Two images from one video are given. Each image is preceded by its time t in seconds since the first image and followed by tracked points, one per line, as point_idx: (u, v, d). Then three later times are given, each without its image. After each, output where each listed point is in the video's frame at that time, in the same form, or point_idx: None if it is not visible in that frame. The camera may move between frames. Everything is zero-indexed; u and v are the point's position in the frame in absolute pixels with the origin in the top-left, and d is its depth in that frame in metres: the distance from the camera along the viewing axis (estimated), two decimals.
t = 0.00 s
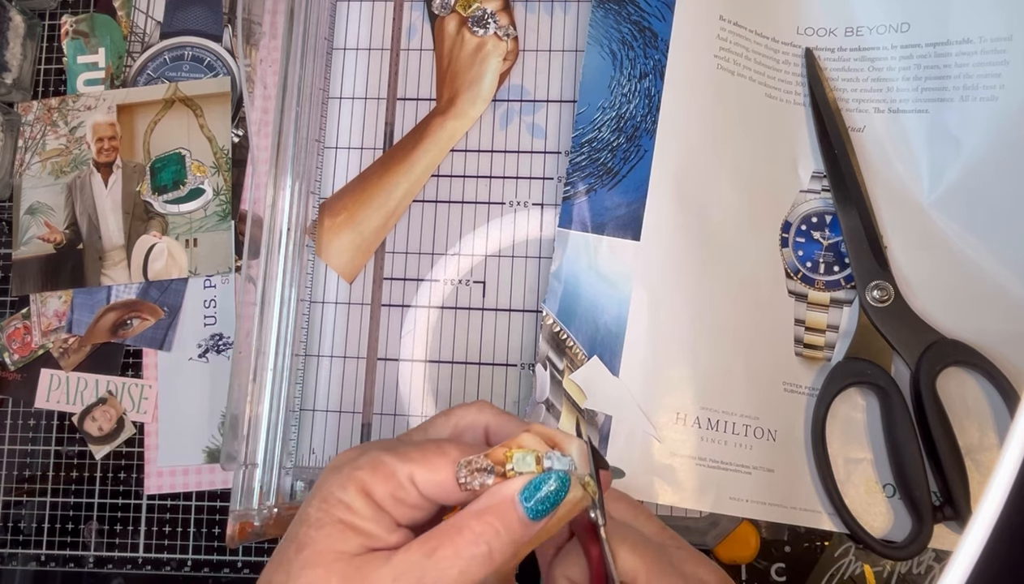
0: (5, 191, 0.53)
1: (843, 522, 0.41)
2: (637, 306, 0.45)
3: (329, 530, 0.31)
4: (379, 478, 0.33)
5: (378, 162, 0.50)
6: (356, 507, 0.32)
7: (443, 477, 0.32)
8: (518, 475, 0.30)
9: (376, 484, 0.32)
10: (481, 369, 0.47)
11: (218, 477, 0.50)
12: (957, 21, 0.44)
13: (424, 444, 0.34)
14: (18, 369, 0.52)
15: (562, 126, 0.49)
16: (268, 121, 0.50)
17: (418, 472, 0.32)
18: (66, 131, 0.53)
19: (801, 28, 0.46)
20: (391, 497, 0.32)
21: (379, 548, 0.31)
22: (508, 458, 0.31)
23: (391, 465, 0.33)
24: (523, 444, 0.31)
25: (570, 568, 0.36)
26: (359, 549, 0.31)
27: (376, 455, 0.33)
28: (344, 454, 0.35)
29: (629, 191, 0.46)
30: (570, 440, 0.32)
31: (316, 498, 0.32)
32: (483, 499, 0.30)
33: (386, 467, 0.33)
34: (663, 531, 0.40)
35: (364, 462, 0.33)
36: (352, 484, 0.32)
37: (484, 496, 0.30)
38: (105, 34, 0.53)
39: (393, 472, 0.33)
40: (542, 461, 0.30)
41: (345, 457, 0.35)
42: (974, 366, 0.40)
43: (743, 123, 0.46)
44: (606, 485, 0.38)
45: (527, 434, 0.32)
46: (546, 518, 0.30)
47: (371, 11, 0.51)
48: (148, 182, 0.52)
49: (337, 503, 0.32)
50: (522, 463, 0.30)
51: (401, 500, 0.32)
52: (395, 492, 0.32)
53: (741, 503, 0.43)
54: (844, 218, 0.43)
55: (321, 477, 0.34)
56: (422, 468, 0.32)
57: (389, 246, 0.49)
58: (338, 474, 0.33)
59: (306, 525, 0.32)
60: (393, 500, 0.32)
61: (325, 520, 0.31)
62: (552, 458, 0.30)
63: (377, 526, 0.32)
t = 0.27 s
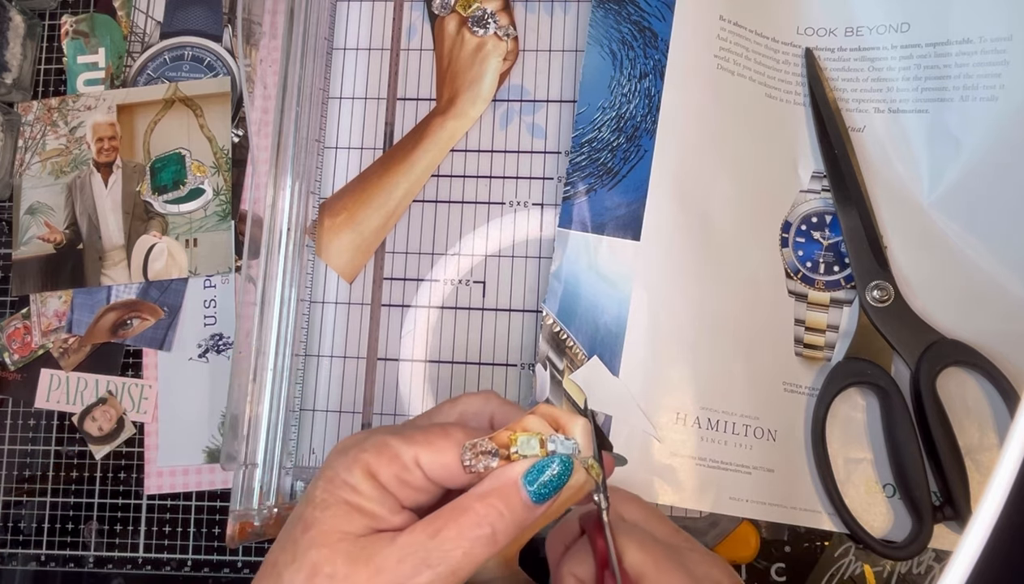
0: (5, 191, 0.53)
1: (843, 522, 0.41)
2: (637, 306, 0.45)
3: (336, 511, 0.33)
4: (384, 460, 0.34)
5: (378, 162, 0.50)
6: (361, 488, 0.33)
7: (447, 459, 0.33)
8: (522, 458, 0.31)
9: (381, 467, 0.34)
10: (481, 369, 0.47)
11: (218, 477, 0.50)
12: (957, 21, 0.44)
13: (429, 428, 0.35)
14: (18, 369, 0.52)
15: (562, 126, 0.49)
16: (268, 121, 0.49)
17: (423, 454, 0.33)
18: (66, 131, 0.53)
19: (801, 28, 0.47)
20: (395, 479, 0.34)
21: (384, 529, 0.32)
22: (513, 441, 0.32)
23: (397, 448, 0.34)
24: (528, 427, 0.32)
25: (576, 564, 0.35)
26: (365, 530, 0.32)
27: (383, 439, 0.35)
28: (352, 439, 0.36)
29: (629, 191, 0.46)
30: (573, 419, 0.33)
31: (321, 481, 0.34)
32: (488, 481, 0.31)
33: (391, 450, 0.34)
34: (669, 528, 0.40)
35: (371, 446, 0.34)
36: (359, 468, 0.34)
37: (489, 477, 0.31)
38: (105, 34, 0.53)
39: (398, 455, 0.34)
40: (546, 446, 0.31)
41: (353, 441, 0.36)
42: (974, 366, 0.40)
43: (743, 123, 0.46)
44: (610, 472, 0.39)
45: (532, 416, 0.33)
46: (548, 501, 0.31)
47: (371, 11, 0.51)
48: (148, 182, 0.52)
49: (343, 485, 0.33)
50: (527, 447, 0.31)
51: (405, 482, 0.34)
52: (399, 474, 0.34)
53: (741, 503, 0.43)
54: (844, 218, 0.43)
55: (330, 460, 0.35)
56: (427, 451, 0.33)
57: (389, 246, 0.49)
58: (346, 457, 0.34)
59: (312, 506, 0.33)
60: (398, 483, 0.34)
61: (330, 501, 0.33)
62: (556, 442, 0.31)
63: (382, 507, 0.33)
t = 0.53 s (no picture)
0: (5, 191, 0.53)
1: (843, 522, 0.41)
2: (637, 306, 0.45)
3: (370, 500, 0.31)
4: (421, 454, 0.32)
5: (378, 162, 0.50)
6: (395, 480, 0.32)
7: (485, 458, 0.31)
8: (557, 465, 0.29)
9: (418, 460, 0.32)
10: (481, 369, 0.47)
11: (218, 477, 0.50)
12: (957, 21, 0.44)
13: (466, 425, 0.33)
14: (18, 369, 0.52)
15: (562, 126, 0.49)
16: (268, 120, 0.49)
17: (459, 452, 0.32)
18: (66, 131, 0.53)
19: (801, 28, 0.46)
20: (430, 474, 0.32)
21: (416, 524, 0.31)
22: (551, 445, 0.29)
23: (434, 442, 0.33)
24: (564, 434, 0.30)
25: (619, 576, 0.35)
26: (397, 523, 0.31)
27: (419, 433, 0.33)
28: (386, 433, 0.35)
29: (629, 191, 0.46)
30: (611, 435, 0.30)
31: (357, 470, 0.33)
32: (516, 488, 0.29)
33: (427, 445, 0.33)
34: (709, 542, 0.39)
35: (407, 439, 0.33)
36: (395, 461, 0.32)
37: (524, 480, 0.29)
38: (105, 34, 0.53)
39: (434, 450, 0.32)
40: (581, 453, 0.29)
41: (388, 436, 0.35)
42: (974, 366, 0.40)
43: (743, 124, 0.46)
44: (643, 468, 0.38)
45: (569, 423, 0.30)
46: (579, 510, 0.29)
47: (371, 11, 0.51)
48: (148, 182, 0.52)
49: (378, 475, 0.32)
50: (561, 454, 0.29)
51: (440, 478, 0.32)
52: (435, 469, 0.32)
53: (741, 503, 0.43)
54: (844, 218, 0.43)
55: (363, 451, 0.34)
56: (463, 448, 0.32)
57: (389, 246, 0.49)
58: (381, 448, 0.33)
59: (346, 496, 0.32)
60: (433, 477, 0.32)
61: (364, 491, 0.31)
62: (592, 451, 0.29)
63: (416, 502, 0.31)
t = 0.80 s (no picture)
0: (5, 191, 0.53)
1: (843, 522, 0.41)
2: (637, 306, 0.45)
3: (403, 470, 0.34)
4: (450, 430, 0.36)
5: (378, 162, 0.50)
6: (427, 452, 0.35)
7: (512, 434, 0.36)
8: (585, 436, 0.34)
9: (448, 435, 0.36)
10: (481, 369, 0.47)
11: (218, 477, 0.50)
12: (957, 21, 0.44)
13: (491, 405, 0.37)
14: (18, 369, 0.52)
15: (562, 126, 0.49)
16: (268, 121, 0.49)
17: (489, 429, 0.36)
18: (66, 131, 0.53)
19: (800, 28, 0.46)
20: (459, 448, 0.36)
21: (449, 494, 0.34)
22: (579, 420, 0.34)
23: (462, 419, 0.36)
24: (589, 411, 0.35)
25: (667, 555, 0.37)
26: (430, 492, 0.34)
27: (448, 412, 0.37)
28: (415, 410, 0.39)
29: (629, 191, 0.46)
30: (634, 402, 0.43)
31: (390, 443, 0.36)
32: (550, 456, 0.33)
33: (457, 421, 0.36)
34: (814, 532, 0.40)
35: (437, 416, 0.37)
36: (425, 435, 0.36)
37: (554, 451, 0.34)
38: (105, 34, 0.53)
39: (463, 425, 0.36)
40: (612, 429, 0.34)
41: (415, 412, 0.38)
42: (974, 365, 0.40)
43: (744, 124, 0.46)
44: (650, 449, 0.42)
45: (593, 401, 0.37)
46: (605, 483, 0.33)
47: (371, 11, 0.51)
48: (148, 182, 0.52)
49: (410, 447, 0.35)
50: (589, 426, 0.34)
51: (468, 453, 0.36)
52: (463, 444, 0.36)
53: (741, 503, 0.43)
54: (844, 218, 0.44)
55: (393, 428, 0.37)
56: (492, 424, 0.36)
57: (389, 246, 0.49)
58: (413, 423, 0.37)
59: (380, 466, 0.35)
60: (461, 452, 0.36)
61: (399, 462, 0.35)
62: (619, 423, 0.35)
63: (449, 473, 0.35)
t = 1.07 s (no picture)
0: (5, 191, 0.53)
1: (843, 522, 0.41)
2: (637, 306, 0.45)
3: (404, 451, 0.32)
4: (448, 409, 0.34)
5: (378, 162, 0.50)
6: (426, 432, 0.33)
7: (516, 411, 0.34)
8: (607, 431, 0.33)
9: (446, 414, 0.34)
10: (481, 369, 0.48)
11: (218, 477, 0.50)
12: (957, 21, 0.44)
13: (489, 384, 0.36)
14: (18, 369, 0.52)
15: (562, 126, 0.49)
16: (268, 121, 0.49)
17: (484, 407, 0.34)
18: (66, 131, 0.53)
19: (800, 29, 0.47)
20: (456, 428, 0.34)
21: (457, 473, 0.32)
22: (603, 413, 0.34)
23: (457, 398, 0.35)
24: (617, 405, 0.35)
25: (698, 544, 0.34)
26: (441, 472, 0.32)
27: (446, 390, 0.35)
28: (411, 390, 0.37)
29: (629, 191, 0.46)
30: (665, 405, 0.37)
31: (386, 424, 0.34)
32: (567, 448, 0.32)
33: (453, 399, 0.34)
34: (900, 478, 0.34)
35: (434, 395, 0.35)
36: (422, 415, 0.34)
37: (567, 446, 0.32)
38: (105, 34, 0.53)
39: (460, 405, 0.34)
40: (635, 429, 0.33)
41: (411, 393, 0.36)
42: (974, 366, 0.40)
43: (743, 124, 0.46)
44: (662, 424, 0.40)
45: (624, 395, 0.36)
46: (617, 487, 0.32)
47: (371, 11, 0.51)
48: (148, 182, 0.52)
49: (410, 426, 0.34)
50: (613, 422, 0.33)
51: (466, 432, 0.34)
52: (460, 424, 0.34)
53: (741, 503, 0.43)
54: (844, 218, 0.44)
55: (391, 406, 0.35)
56: (488, 403, 0.34)
57: (389, 246, 0.49)
58: (410, 402, 0.35)
59: (379, 447, 0.33)
60: (459, 431, 0.34)
61: (397, 442, 0.33)
62: (642, 423, 0.34)
63: (449, 452, 0.33)
